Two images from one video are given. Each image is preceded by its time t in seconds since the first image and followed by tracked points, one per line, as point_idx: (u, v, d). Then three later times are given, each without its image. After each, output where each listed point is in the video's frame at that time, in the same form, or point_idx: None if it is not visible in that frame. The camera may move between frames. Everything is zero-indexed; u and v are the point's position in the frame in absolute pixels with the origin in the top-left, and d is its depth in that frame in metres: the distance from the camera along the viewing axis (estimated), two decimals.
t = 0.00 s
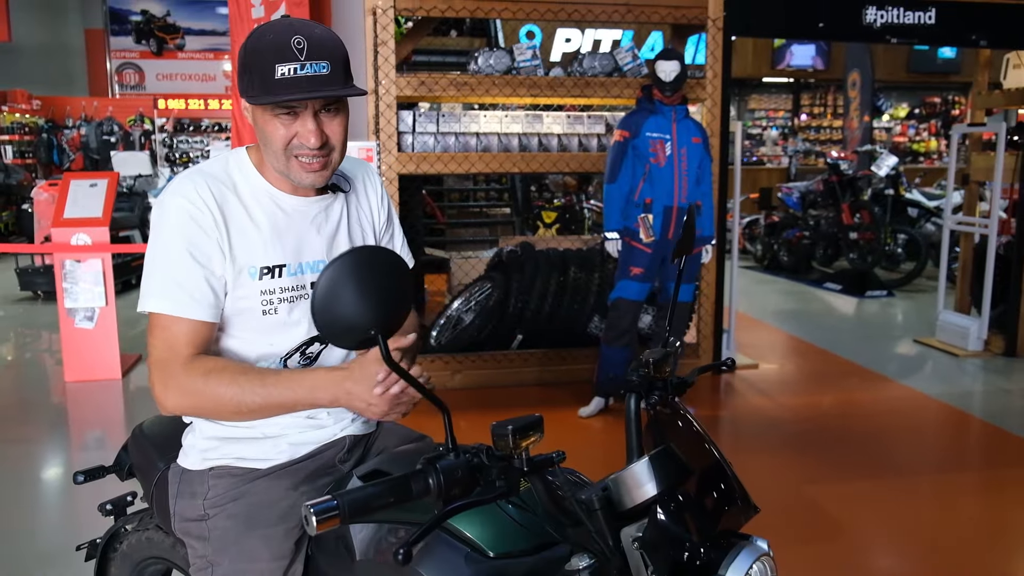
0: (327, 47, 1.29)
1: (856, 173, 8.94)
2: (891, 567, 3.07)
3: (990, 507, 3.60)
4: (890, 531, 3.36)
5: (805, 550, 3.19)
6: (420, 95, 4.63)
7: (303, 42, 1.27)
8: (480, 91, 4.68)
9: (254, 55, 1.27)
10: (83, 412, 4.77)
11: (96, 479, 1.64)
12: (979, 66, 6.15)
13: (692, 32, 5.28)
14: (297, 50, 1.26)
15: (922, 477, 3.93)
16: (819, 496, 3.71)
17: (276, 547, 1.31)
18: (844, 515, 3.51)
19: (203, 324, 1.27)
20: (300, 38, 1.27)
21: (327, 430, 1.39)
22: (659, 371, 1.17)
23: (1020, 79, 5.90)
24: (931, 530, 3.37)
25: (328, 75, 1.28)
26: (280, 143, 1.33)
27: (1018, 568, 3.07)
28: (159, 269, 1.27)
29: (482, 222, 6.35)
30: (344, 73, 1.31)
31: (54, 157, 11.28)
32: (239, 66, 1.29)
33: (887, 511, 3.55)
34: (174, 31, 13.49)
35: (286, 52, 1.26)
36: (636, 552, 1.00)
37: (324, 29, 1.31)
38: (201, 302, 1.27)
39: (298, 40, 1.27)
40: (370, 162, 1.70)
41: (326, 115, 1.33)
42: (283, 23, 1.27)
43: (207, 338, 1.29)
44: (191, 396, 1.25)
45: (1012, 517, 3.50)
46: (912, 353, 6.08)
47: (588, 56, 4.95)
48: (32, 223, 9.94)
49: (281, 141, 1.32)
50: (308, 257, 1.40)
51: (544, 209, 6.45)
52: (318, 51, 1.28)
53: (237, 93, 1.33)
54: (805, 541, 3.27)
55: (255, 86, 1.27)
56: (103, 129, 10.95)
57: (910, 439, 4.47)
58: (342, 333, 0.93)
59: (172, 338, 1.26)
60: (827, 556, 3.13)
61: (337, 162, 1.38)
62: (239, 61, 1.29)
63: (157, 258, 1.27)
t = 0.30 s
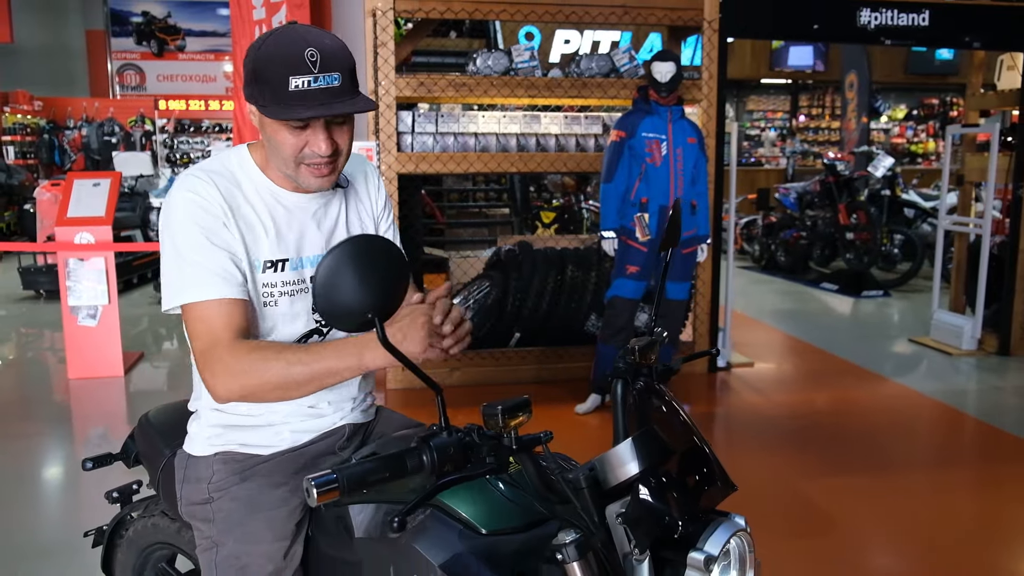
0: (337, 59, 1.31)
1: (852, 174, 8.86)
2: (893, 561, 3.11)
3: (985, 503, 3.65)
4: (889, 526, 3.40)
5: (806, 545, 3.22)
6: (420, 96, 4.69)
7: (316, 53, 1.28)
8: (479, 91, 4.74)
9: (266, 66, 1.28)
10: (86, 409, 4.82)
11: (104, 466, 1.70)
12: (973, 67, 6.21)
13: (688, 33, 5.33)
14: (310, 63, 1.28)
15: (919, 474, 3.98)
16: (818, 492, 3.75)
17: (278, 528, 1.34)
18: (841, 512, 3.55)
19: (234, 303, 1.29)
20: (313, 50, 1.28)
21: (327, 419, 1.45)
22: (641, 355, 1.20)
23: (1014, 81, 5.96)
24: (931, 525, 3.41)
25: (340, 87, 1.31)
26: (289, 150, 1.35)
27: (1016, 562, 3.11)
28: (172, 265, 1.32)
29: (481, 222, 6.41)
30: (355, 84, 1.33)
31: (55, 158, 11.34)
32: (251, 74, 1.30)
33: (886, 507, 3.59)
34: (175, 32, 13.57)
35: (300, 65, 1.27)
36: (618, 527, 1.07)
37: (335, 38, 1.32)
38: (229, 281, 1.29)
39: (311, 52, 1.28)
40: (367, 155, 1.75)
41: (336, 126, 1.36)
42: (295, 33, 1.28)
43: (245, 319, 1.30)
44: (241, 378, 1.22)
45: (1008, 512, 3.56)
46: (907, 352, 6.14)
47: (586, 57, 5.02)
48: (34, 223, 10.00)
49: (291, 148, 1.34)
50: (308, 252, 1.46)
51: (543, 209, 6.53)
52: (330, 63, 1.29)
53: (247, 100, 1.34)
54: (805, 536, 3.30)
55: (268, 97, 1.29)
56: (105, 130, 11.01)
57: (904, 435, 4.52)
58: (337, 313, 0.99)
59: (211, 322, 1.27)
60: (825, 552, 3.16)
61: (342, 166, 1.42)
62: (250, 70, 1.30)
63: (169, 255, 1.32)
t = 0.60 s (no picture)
0: (375, 72, 1.34)
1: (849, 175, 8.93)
2: (892, 557, 3.16)
3: (982, 500, 3.69)
4: (888, 523, 3.44)
5: (806, 543, 3.25)
6: (421, 98, 4.74)
7: (357, 68, 1.31)
8: (479, 93, 4.79)
9: (307, 75, 1.29)
10: (87, 409, 4.86)
11: (117, 458, 1.75)
12: (969, 70, 6.27)
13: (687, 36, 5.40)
14: (352, 77, 1.31)
15: (916, 471, 4.03)
16: (818, 489, 3.80)
17: (291, 517, 1.39)
18: (840, 510, 3.58)
19: (274, 306, 1.33)
20: (354, 64, 1.31)
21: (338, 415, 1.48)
22: (641, 350, 1.25)
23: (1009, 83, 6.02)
24: (930, 522, 3.46)
25: (378, 102, 1.34)
26: (322, 160, 1.36)
27: (1013, 558, 3.16)
28: (201, 267, 1.35)
29: (480, 223, 6.45)
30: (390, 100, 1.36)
31: (55, 159, 11.39)
32: (288, 83, 1.31)
33: (885, 504, 3.64)
34: (174, 33, 13.63)
35: (342, 79, 1.30)
36: (621, 512, 1.09)
37: (374, 52, 1.35)
38: (267, 285, 1.34)
39: (352, 66, 1.31)
40: (389, 159, 1.77)
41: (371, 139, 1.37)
42: (336, 45, 1.30)
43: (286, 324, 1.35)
44: (300, 384, 1.28)
45: (1004, 509, 3.60)
46: (904, 352, 6.18)
47: (585, 59, 5.07)
48: (34, 224, 10.04)
49: (324, 158, 1.35)
50: (329, 255, 1.49)
51: (542, 210, 6.57)
52: (370, 78, 1.33)
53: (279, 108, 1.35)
54: (805, 533, 3.35)
55: (306, 108, 1.31)
56: (104, 131, 11.04)
57: (901, 434, 4.57)
58: (354, 302, 1.03)
59: (253, 326, 1.32)
60: (825, 551, 3.19)
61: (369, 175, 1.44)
62: (288, 79, 1.31)
63: (199, 258, 1.35)
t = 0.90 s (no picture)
0: (447, 79, 1.36)
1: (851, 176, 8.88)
2: (896, 555, 3.17)
3: (985, 498, 3.71)
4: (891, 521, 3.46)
5: (810, 540, 3.27)
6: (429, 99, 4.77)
7: (430, 72, 1.33)
8: (486, 93, 4.82)
9: (384, 80, 1.32)
10: (93, 409, 4.87)
11: (139, 454, 1.77)
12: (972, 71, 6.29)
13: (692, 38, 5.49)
14: (423, 81, 1.33)
15: (918, 469, 4.05)
16: (823, 487, 3.82)
17: (324, 514, 1.43)
18: (844, 508, 3.60)
19: (316, 321, 1.37)
20: (427, 68, 1.33)
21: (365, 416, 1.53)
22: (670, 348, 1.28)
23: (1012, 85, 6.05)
24: (934, 520, 3.48)
25: (446, 108, 1.36)
26: (387, 166, 1.38)
27: (1016, 555, 3.17)
28: (252, 267, 1.39)
29: (484, 223, 6.46)
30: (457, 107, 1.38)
31: (56, 159, 11.40)
32: (362, 84, 1.34)
33: (889, 502, 3.66)
34: (174, 33, 13.63)
35: (414, 81, 1.32)
36: (652, 506, 1.13)
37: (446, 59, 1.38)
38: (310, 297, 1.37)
39: (424, 70, 1.33)
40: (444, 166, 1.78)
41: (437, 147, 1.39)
42: (410, 48, 1.32)
43: (327, 341, 1.39)
44: (336, 405, 1.35)
45: (1007, 507, 3.62)
46: (907, 352, 6.21)
47: (591, 60, 5.10)
48: (35, 224, 10.04)
49: (389, 164, 1.38)
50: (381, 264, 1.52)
51: (545, 211, 6.58)
52: (441, 84, 1.35)
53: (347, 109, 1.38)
54: (809, 531, 3.37)
55: (376, 111, 1.33)
56: (105, 131, 11.02)
57: (904, 433, 4.59)
58: (400, 296, 1.06)
59: (292, 341, 1.36)
60: (829, 548, 3.21)
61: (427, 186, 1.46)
62: (362, 79, 1.34)
63: (252, 259, 1.38)
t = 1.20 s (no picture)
0: (453, 74, 1.36)
1: (848, 176, 9.01)
2: (884, 548, 3.19)
3: (980, 493, 3.74)
4: (885, 514, 3.50)
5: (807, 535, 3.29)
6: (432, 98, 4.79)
7: (430, 66, 1.34)
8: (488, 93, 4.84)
9: (383, 71, 1.35)
10: (92, 409, 4.86)
11: (157, 449, 1.77)
12: (967, 72, 6.34)
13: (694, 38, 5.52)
14: (423, 75, 1.34)
15: (915, 464, 4.09)
16: (821, 482, 3.84)
17: (348, 506, 1.46)
18: (841, 502, 3.63)
19: (346, 319, 1.39)
20: (428, 62, 1.34)
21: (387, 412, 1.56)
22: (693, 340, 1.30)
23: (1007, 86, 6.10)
24: (925, 513, 3.52)
25: (448, 103, 1.35)
26: (395, 163, 1.43)
27: (1011, 549, 3.21)
28: (287, 265, 1.41)
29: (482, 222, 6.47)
30: (464, 104, 1.37)
31: (48, 158, 11.34)
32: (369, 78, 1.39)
33: (886, 497, 3.69)
34: (168, 31, 13.60)
35: (413, 75, 1.34)
36: (682, 493, 1.14)
37: (457, 53, 1.38)
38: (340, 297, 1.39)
39: (425, 64, 1.34)
40: (478, 164, 1.82)
41: (439, 143, 1.41)
42: (416, 44, 1.35)
43: (355, 340, 1.41)
44: (361, 401, 1.36)
45: (1004, 502, 3.65)
46: (903, 349, 6.25)
47: (592, 60, 5.12)
48: (29, 224, 9.99)
49: (394, 163, 1.43)
50: (410, 265, 1.55)
51: (543, 210, 6.60)
52: (443, 78, 1.35)
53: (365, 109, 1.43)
54: (806, 525, 3.40)
55: (374, 102, 1.37)
56: (98, 130, 11.01)
57: (900, 429, 4.62)
58: (451, 287, 1.08)
59: (321, 337, 1.38)
60: (826, 542, 3.23)
61: (446, 185, 1.48)
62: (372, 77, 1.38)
63: (287, 255, 1.41)
